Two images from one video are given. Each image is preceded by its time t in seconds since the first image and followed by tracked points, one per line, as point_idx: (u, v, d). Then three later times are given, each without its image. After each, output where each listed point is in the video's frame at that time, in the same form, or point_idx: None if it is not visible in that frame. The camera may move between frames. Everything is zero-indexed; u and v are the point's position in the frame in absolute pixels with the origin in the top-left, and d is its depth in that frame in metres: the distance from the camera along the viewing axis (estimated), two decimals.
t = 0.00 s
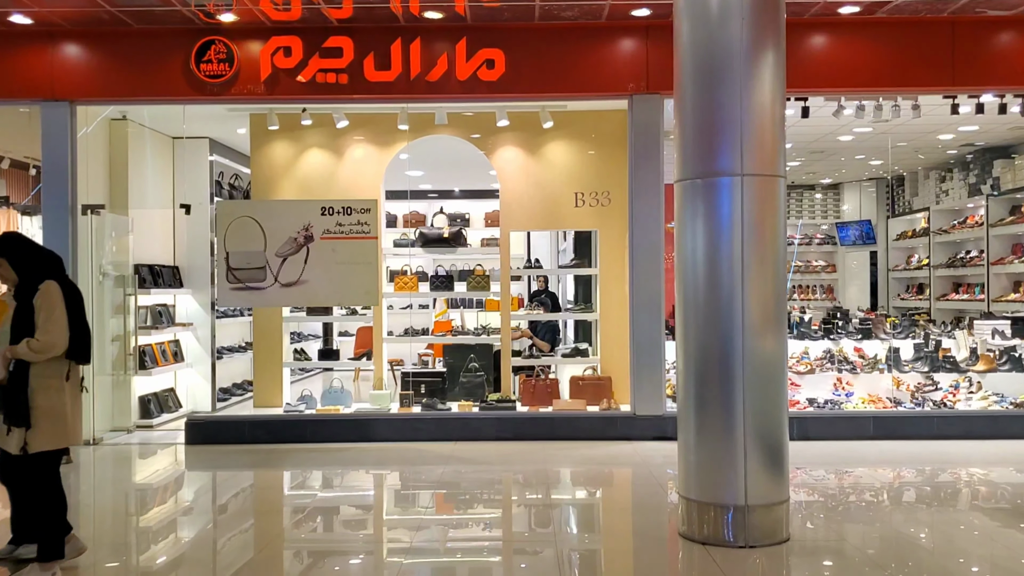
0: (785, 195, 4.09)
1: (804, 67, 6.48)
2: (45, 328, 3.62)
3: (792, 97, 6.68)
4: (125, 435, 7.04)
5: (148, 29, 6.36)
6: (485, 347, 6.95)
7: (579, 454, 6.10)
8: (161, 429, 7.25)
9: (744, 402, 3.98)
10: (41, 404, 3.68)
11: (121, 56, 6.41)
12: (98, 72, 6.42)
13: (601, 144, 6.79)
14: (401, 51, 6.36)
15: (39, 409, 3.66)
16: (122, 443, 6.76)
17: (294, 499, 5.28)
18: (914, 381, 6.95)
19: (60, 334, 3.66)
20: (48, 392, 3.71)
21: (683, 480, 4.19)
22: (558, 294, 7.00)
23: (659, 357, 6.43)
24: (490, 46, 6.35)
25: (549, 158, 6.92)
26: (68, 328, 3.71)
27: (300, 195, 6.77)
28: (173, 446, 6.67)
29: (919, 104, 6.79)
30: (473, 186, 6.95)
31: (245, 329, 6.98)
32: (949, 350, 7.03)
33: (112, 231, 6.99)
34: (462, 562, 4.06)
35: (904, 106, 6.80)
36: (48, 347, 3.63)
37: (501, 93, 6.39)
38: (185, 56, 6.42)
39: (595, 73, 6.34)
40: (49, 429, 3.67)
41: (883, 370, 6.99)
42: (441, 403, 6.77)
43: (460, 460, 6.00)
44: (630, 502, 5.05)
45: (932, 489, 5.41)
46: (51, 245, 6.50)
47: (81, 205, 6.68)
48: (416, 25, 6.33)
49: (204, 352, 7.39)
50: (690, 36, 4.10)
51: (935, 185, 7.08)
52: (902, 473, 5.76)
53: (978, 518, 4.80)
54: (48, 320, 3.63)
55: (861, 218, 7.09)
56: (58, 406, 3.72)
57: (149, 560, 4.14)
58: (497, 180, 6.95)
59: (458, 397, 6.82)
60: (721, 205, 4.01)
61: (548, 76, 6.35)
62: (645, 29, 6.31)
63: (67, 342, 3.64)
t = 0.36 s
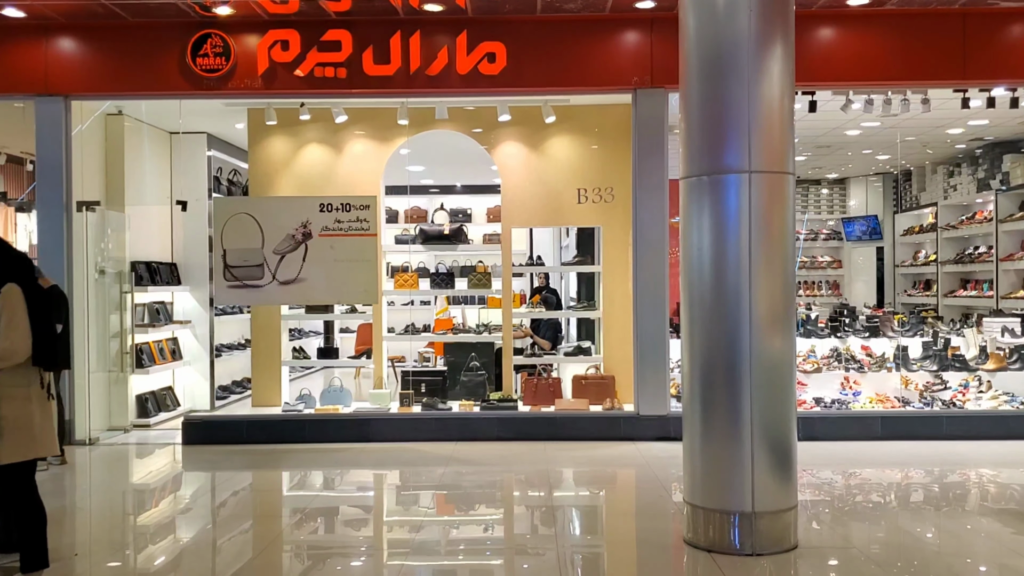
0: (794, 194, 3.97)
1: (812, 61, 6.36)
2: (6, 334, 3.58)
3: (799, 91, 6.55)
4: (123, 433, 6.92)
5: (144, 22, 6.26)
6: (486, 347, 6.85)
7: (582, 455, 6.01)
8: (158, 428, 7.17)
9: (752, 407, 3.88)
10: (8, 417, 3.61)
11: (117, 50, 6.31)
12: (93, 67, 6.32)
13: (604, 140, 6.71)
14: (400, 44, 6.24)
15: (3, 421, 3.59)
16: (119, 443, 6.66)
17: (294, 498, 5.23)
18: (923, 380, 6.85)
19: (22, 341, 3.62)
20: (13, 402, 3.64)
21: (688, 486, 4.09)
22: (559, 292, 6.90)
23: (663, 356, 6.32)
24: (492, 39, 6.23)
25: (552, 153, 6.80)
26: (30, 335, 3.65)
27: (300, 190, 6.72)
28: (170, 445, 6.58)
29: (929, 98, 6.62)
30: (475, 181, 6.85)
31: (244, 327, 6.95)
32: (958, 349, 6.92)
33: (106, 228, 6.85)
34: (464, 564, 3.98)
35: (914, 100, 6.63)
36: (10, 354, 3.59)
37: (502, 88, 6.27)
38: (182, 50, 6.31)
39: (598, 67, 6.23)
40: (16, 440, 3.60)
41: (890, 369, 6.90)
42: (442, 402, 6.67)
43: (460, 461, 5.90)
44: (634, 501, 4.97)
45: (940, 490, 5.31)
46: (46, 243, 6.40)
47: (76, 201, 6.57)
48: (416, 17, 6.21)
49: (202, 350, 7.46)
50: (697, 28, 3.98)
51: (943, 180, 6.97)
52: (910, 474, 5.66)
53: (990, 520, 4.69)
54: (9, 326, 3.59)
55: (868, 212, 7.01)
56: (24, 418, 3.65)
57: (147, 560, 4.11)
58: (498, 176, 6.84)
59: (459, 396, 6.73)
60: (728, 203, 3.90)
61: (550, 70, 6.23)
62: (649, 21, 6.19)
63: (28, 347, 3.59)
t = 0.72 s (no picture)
0: (801, 187, 3.84)
1: (818, 51, 6.22)
2: None
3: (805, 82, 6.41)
4: (114, 432, 6.80)
5: (133, 12, 6.12)
6: (484, 343, 6.76)
7: (582, 454, 5.89)
8: (151, 426, 7.04)
9: (758, 406, 3.76)
10: None
11: (107, 41, 6.17)
12: (83, 58, 6.19)
13: (605, 132, 6.58)
14: (396, 33, 6.09)
15: None
16: (111, 442, 6.55)
17: (288, 496, 5.12)
18: (930, 376, 6.70)
19: None
20: None
21: (691, 489, 3.97)
22: (559, 288, 6.77)
23: (665, 353, 6.20)
24: (490, 29, 6.08)
25: (552, 146, 6.66)
26: None
27: (294, 184, 6.62)
28: (163, 444, 6.46)
29: (937, 88, 6.47)
30: (474, 174, 6.76)
31: (239, 323, 6.93)
32: (965, 345, 6.82)
33: (97, 222, 6.69)
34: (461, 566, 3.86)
35: (922, 90, 6.48)
36: None
37: (499, 78, 6.13)
38: (172, 40, 6.17)
39: (598, 57, 6.09)
40: None
41: (897, 365, 6.75)
42: (439, 400, 6.55)
43: (458, 461, 5.78)
44: (635, 500, 4.86)
45: (948, 488, 5.18)
46: (34, 238, 6.27)
47: (66, 195, 6.41)
48: (412, 6, 6.06)
49: (196, 346, 7.41)
50: (701, 14, 3.84)
51: (949, 172, 6.86)
52: (917, 473, 5.53)
53: (1002, 521, 4.56)
54: None
55: (873, 206, 6.87)
56: None
57: (139, 561, 4.04)
58: (496, 168, 6.73)
59: (457, 393, 6.60)
60: (733, 196, 3.77)
61: (549, 61, 6.10)
62: (651, 10, 6.04)
63: None
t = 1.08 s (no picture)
0: (810, 170, 3.69)
1: (824, 31, 6.06)
2: None
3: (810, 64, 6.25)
4: (106, 425, 6.68)
5: None
6: (482, 334, 6.60)
7: (582, 446, 5.77)
8: (143, 418, 6.92)
9: (765, 397, 3.62)
10: None
11: (94, 24, 6.01)
12: (70, 43, 6.03)
13: (606, 117, 6.43)
14: (389, 16, 5.93)
15: None
16: (103, 435, 6.43)
17: (283, 490, 4.99)
18: (938, 366, 6.57)
19: None
20: None
21: (695, 485, 3.84)
22: (558, 279, 6.61)
23: (666, 342, 6.07)
24: (487, 10, 5.92)
25: (551, 131, 6.50)
26: None
27: (287, 170, 6.47)
28: (157, 436, 6.36)
29: (947, 70, 6.30)
30: (472, 162, 6.59)
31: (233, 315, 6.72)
32: (975, 334, 6.68)
33: (88, 210, 6.57)
34: (461, 561, 3.73)
35: (931, 72, 6.32)
36: None
37: (496, 61, 5.97)
38: (161, 23, 6.02)
39: (598, 39, 5.93)
40: None
41: (904, 355, 6.63)
42: (436, 392, 6.43)
43: (455, 454, 5.65)
44: (636, 494, 4.74)
45: (956, 479, 5.06)
46: (22, 227, 6.14)
47: (53, 183, 6.28)
48: None
49: (190, 338, 7.26)
50: None
51: (957, 158, 6.71)
52: (925, 464, 5.41)
53: (1013, 513, 4.44)
54: None
55: (877, 193, 6.72)
56: None
57: (129, 557, 3.92)
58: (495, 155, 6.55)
59: (454, 384, 6.48)
60: (739, 180, 3.62)
61: (549, 43, 5.94)
62: None
63: None
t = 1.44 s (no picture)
0: (819, 162, 3.56)
1: (830, 21, 5.93)
2: None
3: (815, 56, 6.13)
4: (96, 425, 6.55)
5: None
6: (481, 330, 6.43)
7: (583, 445, 5.65)
8: (133, 418, 6.83)
9: (773, 397, 3.50)
10: None
11: (82, 15, 5.87)
12: (58, 34, 5.89)
13: (606, 109, 6.28)
14: (384, 6, 5.80)
15: None
16: (93, 435, 6.30)
17: (277, 491, 4.86)
18: (946, 364, 6.46)
19: None
20: None
21: (701, 488, 3.71)
22: (558, 274, 6.46)
23: (668, 339, 5.94)
24: None
25: (550, 123, 6.36)
26: None
27: (281, 164, 6.33)
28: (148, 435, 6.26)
29: (955, 61, 6.19)
30: (470, 156, 6.43)
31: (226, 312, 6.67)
32: (983, 330, 6.56)
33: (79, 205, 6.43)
34: (460, 564, 3.60)
35: (938, 63, 6.20)
36: None
37: (493, 52, 5.83)
38: (150, 14, 5.87)
39: (598, 29, 5.79)
40: None
41: (912, 352, 6.52)
42: (433, 391, 6.31)
43: (452, 454, 5.53)
44: (639, 494, 4.62)
45: (965, 479, 4.95)
46: (9, 222, 6.00)
47: (41, 177, 6.13)
48: None
49: (183, 335, 7.21)
50: None
51: (961, 153, 6.55)
52: (933, 464, 5.28)
53: None
54: None
55: (881, 187, 6.60)
56: None
57: (114, 561, 3.79)
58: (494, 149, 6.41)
59: (453, 383, 6.34)
60: (746, 172, 3.48)
61: (548, 33, 5.80)
62: None
63: None
